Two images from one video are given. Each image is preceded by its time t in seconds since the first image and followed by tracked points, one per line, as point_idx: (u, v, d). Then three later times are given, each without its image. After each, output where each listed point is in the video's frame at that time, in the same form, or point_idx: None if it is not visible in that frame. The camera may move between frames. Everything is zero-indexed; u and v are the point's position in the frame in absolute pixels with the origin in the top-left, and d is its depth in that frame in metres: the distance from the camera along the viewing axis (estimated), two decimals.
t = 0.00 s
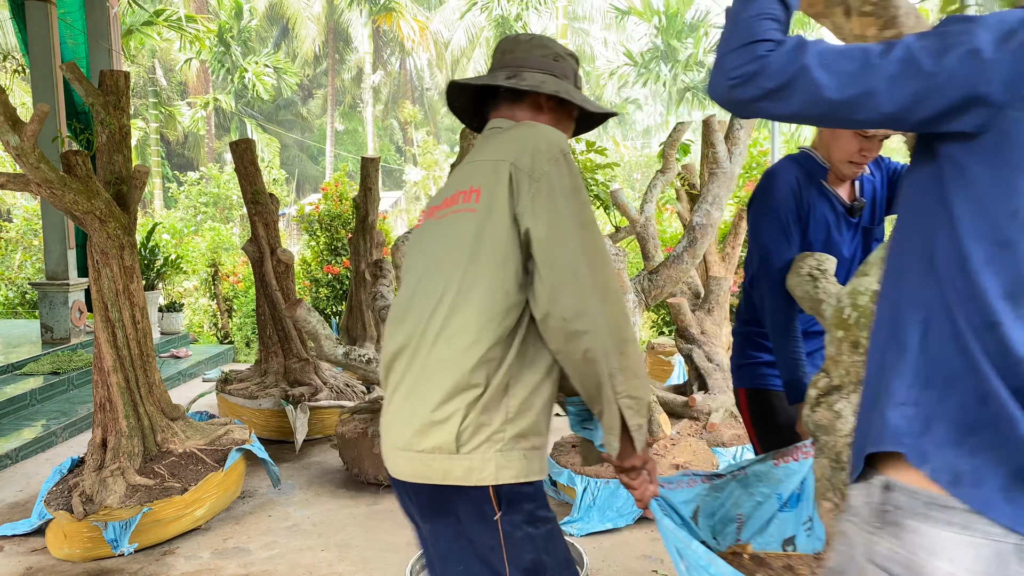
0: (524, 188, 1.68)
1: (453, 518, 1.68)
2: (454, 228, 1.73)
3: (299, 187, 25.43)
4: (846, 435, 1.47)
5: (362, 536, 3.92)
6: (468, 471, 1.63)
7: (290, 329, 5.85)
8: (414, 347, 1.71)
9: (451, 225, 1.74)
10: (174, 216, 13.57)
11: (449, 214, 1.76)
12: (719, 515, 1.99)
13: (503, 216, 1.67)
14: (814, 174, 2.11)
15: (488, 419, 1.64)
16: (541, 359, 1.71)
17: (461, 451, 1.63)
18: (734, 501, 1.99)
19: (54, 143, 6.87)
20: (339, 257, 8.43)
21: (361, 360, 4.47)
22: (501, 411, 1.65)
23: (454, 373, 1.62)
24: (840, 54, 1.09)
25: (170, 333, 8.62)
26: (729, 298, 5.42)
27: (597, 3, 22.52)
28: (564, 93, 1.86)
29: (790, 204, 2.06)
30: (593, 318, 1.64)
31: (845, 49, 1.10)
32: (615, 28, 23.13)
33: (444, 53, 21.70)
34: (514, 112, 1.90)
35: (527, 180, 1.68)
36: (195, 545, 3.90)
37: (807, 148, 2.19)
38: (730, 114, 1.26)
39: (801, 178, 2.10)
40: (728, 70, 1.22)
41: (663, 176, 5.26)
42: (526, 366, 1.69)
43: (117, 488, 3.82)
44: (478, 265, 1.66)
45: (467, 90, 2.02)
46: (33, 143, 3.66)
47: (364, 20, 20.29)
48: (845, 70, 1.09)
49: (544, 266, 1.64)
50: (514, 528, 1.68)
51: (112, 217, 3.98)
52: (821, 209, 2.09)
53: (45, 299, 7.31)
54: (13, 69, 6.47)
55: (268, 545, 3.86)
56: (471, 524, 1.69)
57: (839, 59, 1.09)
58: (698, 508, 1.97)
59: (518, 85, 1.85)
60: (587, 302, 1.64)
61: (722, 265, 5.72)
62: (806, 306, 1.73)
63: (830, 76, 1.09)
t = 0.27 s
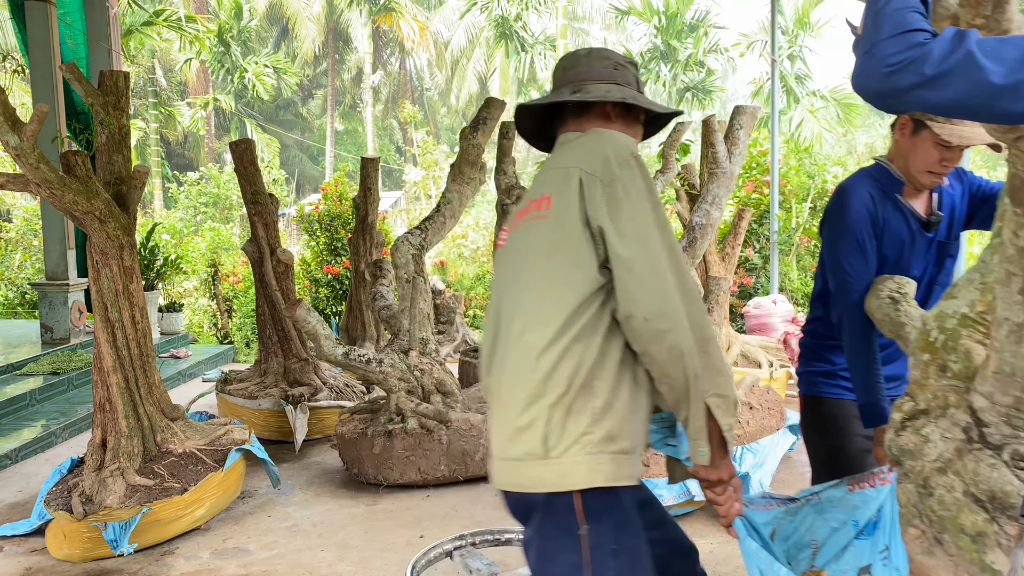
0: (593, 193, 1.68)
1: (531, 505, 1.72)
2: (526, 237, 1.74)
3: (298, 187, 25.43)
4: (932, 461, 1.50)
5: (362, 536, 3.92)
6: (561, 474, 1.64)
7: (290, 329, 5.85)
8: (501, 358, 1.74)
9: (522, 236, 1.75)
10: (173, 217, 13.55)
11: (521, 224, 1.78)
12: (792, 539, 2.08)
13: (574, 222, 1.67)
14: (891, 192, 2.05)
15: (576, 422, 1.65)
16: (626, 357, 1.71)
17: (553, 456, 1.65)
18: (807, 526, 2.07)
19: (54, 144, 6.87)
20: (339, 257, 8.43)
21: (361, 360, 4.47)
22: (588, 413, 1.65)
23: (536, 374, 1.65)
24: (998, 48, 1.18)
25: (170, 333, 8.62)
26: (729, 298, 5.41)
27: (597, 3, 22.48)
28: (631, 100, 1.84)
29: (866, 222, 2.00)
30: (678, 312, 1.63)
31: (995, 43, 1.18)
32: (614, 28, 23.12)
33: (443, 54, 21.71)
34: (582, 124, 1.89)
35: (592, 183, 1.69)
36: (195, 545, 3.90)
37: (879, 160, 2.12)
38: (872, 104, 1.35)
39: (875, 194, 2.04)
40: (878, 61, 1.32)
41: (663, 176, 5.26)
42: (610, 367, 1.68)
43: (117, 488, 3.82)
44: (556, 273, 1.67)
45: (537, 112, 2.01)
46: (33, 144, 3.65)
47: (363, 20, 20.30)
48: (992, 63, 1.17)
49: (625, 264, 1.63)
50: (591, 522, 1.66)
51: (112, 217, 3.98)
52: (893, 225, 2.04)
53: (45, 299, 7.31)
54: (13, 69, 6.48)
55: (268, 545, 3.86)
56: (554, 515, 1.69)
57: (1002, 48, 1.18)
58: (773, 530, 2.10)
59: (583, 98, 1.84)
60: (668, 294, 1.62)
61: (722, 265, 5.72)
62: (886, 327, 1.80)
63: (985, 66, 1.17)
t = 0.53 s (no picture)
0: (723, 201, 1.69)
1: (657, 525, 1.68)
2: (647, 235, 1.73)
3: (298, 187, 25.44)
4: (1008, 495, 1.43)
5: (362, 536, 3.92)
6: (667, 474, 1.63)
7: (289, 329, 5.85)
8: (604, 354, 1.72)
9: (641, 235, 1.74)
10: (173, 217, 13.56)
11: (641, 221, 1.76)
12: (870, 568, 2.13)
13: (701, 229, 1.68)
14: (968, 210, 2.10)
15: (682, 424, 1.66)
16: (727, 365, 1.77)
17: (658, 453, 1.64)
18: (884, 555, 2.12)
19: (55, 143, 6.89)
20: (339, 257, 8.44)
21: (361, 360, 4.48)
22: (696, 417, 1.68)
23: (650, 373, 1.65)
24: None
25: (169, 333, 8.62)
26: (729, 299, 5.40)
27: (597, 4, 22.51)
28: (753, 113, 1.84)
29: (939, 244, 2.08)
30: (789, 329, 1.71)
31: None
32: (614, 28, 23.13)
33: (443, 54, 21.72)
34: (700, 137, 1.89)
35: (725, 190, 1.69)
36: (195, 545, 3.90)
37: (954, 175, 2.18)
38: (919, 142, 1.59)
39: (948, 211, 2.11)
40: (922, 101, 1.55)
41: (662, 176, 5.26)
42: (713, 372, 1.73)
43: (117, 488, 3.82)
44: (677, 276, 1.68)
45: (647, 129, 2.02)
46: (33, 144, 3.66)
47: (363, 20, 20.32)
48: None
49: (746, 279, 1.68)
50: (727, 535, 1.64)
51: (112, 217, 3.98)
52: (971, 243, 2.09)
53: (45, 299, 7.32)
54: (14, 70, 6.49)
55: (268, 545, 3.86)
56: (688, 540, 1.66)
57: None
58: (853, 558, 2.15)
59: (706, 112, 1.84)
60: (783, 313, 1.70)
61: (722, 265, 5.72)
62: (968, 356, 1.74)
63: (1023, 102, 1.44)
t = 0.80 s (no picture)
0: (837, 226, 1.68)
1: (740, 543, 1.68)
2: (757, 250, 1.70)
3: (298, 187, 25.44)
4: None
5: (362, 537, 3.92)
6: (759, 493, 1.63)
7: (289, 329, 5.85)
8: (699, 367, 1.69)
9: (749, 249, 1.71)
10: (172, 217, 13.56)
11: (749, 236, 1.73)
12: None
13: (814, 253, 1.67)
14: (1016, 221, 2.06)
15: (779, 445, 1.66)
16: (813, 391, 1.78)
17: (751, 471, 1.63)
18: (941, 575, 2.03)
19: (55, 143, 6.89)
20: (339, 257, 8.44)
21: (361, 360, 4.49)
22: (791, 439, 1.68)
23: (755, 392, 1.63)
24: (1013, 159, 1.61)
25: (169, 333, 8.62)
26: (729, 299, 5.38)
27: (596, 4, 22.54)
28: (851, 138, 1.83)
29: (988, 269, 2.08)
30: (882, 362, 1.74)
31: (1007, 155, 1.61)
32: (614, 28, 23.14)
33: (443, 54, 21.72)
34: (795, 157, 1.87)
35: (842, 215, 1.68)
36: (194, 545, 3.90)
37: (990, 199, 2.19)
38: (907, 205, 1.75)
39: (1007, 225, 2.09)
40: (912, 169, 1.71)
41: (662, 177, 5.25)
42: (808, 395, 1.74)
43: (116, 488, 3.82)
44: (787, 297, 1.66)
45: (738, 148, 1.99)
46: (32, 144, 3.65)
47: (362, 20, 20.32)
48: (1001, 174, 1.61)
49: (848, 310, 1.70)
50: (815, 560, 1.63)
51: (111, 217, 3.98)
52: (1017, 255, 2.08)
53: (44, 299, 7.32)
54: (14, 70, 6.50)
55: (267, 545, 3.86)
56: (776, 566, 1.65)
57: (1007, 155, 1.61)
58: None
59: (806, 132, 1.82)
60: (876, 345, 1.73)
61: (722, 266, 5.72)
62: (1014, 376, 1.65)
63: (1001, 174, 1.60)
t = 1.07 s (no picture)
0: (872, 243, 1.80)
1: (742, 525, 1.73)
2: (793, 253, 1.82)
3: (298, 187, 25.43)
4: None
5: (361, 536, 3.92)
6: (764, 474, 1.69)
7: (288, 329, 5.85)
8: (722, 353, 1.78)
9: (785, 252, 1.83)
10: (171, 217, 13.55)
11: (787, 243, 1.85)
12: None
13: (846, 265, 1.79)
14: None
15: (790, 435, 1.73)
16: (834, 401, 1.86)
17: (757, 452, 1.70)
18: None
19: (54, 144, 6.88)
20: (338, 257, 8.43)
21: (360, 360, 4.49)
22: (800, 431, 1.75)
23: (775, 383, 1.72)
24: None
25: (169, 333, 8.61)
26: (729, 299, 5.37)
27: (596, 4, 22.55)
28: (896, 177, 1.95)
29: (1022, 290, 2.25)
30: (906, 384, 1.83)
31: None
32: (614, 28, 23.14)
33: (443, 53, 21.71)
34: (841, 188, 2.00)
35: (878, 237, 1.80)
36: (194, 545, 3.90)
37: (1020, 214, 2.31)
38: (931, 239, 1.80)
39: None
40: (939, 205, 1.76)
41: (662, 177, 5.25)
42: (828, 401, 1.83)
43: (116, 488, 3.82)
44: (813, 298, 1.77)
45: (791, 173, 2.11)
46: (32, 144, 3.65)
47: (362, 20, 20.31)
48: None
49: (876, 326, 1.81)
50: (818, 541, 1.68)
51: (111, 218, 3.98)
52: None
53: (44, 299, 7.32)
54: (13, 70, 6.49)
55: (266, 545, 3.87)
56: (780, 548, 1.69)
57: None
58: None
59: (856, 167, 1.94)
60: (900, 365, 1.82)
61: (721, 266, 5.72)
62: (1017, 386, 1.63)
63: None
